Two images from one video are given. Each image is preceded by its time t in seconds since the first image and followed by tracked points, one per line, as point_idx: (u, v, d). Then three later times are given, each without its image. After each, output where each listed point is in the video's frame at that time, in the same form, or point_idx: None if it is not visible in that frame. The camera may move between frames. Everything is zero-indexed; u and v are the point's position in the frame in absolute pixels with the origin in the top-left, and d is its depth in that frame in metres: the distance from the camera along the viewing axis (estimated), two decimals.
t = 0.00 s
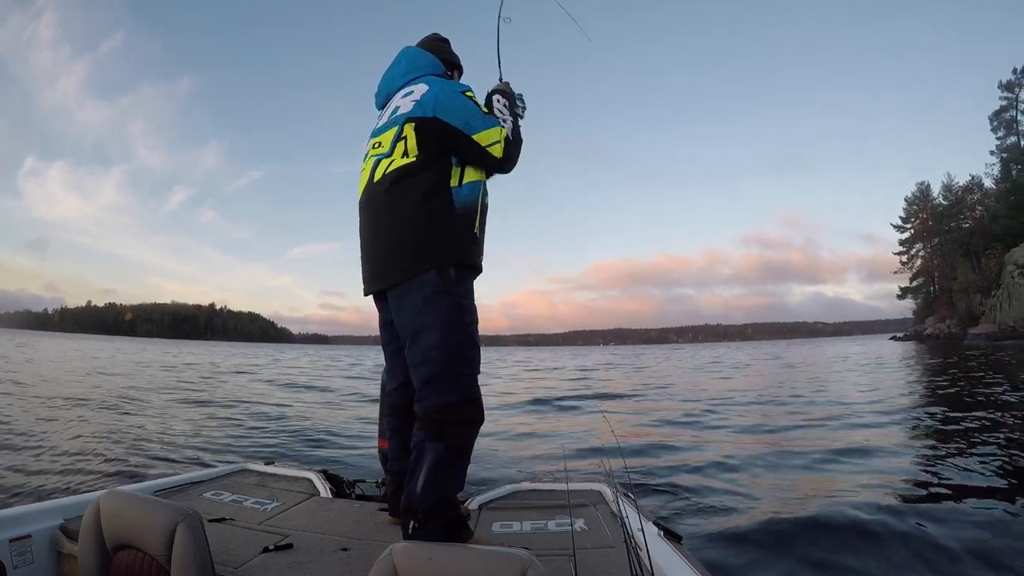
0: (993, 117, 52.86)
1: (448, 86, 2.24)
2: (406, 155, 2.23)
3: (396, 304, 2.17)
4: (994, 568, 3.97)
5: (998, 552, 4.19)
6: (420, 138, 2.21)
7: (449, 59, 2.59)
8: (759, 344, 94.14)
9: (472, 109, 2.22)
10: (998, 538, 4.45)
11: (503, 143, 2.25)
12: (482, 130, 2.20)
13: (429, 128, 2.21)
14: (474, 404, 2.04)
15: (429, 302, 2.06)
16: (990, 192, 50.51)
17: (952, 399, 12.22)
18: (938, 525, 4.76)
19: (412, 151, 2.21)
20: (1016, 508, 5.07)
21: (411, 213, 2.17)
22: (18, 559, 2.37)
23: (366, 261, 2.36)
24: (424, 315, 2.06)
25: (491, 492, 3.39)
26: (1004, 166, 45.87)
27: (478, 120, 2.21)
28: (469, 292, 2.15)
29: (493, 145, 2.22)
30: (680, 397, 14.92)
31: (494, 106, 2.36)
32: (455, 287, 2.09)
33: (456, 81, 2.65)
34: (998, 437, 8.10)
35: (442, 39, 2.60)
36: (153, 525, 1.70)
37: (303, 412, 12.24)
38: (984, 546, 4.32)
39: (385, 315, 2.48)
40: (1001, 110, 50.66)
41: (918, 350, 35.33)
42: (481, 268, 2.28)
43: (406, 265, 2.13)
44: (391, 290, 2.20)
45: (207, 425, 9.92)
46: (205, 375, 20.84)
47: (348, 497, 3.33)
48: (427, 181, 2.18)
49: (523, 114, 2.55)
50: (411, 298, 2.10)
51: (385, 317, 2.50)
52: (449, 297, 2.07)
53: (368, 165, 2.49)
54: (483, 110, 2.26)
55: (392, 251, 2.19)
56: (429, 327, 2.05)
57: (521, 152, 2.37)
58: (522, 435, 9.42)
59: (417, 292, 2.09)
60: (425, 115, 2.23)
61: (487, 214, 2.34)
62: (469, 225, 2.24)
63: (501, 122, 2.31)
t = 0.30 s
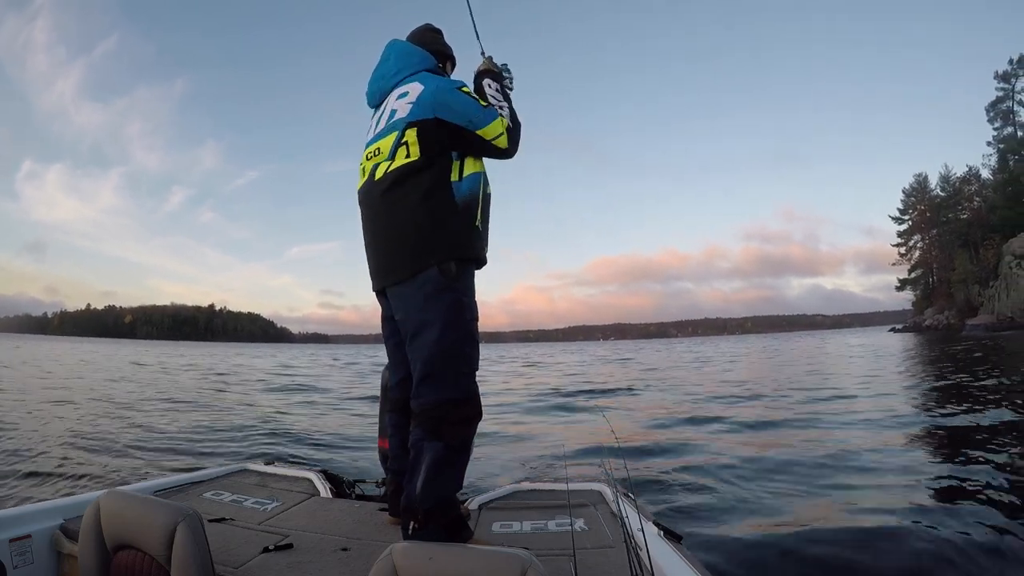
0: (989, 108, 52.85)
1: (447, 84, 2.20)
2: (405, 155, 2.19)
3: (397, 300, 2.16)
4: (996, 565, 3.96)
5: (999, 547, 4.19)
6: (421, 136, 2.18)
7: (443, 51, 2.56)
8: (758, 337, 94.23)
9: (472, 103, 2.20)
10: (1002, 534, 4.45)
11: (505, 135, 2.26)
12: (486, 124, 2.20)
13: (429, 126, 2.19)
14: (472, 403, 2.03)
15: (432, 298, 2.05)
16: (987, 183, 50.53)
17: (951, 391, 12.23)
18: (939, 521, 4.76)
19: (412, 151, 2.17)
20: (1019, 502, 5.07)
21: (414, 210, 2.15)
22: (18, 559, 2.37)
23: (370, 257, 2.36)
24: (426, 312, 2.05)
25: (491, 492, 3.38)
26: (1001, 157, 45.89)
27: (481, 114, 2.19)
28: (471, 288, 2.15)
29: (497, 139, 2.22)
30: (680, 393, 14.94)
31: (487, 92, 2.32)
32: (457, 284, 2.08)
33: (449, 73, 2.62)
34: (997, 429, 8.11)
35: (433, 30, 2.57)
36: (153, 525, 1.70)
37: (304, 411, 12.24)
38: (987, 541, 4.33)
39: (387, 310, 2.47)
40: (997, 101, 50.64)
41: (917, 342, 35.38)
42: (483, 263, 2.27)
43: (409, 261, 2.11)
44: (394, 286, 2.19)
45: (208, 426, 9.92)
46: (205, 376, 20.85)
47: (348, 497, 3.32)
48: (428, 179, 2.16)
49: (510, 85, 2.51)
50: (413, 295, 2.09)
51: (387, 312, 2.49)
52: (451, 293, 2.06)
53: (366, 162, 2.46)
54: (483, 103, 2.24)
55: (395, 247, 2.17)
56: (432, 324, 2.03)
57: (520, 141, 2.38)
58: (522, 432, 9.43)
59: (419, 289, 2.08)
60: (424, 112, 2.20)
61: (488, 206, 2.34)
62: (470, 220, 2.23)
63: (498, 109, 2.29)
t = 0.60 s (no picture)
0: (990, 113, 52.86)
1: (454, 85, 2.18)
2: (415, 159, 2.18)
3: (401, 295, 2.17)
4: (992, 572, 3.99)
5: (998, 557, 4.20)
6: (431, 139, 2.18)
7: (444, 47, 2.53)
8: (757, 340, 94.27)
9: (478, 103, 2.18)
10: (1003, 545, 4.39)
11: (514, 132, 2.27)
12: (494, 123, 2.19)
13: (438, 129, 2.18)
14: (473, 399, 2.05)
15: (436, 295, 2.06)
16: (987, 187, 50.57)
17: (950, 395, 12.24)
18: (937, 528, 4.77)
19: (423, 155, 2.17)
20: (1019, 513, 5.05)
21: (421, 209, 2.15)
22: (18, 559, 2.38)
23: (376, 255, 2.37)
24: (430, 309, 2.06)
25: (491, 492, 3.39)
26: (1001, 161, 45.94)
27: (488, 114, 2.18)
28: (474, 286, 2.16)
29: (506, 137, 2.23)
30: (679, 395, 14.96)
31: (489, 90, 2.30)
32: (461, 281, 2.09)
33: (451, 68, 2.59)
34: (996, 433, 8.11)
35: (434, 25, 2.53)
36: (153, 525, 1.71)
37: (304, 410, 12.26)
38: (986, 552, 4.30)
39: (390, 307, 2.47)
40: (998, 106, 50.66)
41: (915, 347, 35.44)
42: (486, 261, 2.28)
43: (414, 258, 2.12)
44: (398, 283, 2.20)
45: (208, 424, 9.94)
46: (205, 375, 20.87)
47: (348, 497, 3.33)
48: (437, 181, 2.17)
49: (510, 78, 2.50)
50: (417, 291, 2.10)
51: (390, 309, 2.50)
52: (455, 290, 2.07)
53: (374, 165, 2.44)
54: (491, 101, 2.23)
55: (401, 246, 2.18)
56: (435, 320, 2.04)
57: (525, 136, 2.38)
58: (522, 433, 9.44)
59: (423, 285, 2.09)
60: (432, 115, 2.19)
61: (492, 203, 2.35)
62: (475, 217, 2.23)
63: (503, 106, 2.28)
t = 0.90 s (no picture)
0: (992, 125, 52.99)
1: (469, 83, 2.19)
2: (430, 157, 2.19)
3: (410, 291, 2.17)
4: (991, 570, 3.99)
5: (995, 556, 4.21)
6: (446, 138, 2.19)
7: (450, 42, 2.48)
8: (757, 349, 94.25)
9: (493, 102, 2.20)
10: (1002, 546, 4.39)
11: (527, 131, 2.29)
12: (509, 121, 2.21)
13: (453, 129, 2.19)
14: (477, 399, 2.06)
15: (446, 291, 2.06)
16: (988, 200, 50.64)
17: (949, 405, 12.24)
18: (932, 531, 4.79)
19: (438, 154, 2.18)
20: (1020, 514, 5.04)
21: (433, 205, 2.16)
22: (18, 559, 2.39)
23: (385, 250, 2.36)
24: (440, 305, 2.05)
25: (491, 492, 3.41)
26: (1002, 174, 46.02)
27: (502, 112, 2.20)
28: (484, 284, 2.16)
29: (519, 135, 2.25)
30: (678, 401, 14.96)
31: (501, 84, 2.33)
32: (471, 278, 2.10)
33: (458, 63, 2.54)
34: (995, 444, 8.11)
35: (439, 19, 2.50)
36: (153, 525, 1.72)
37: (303, 411, 12.27)
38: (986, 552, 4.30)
39: (396, 301, 2.47)
40: (1000, 119, 50.79)
41: (914, 357, 35.43)
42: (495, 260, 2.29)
43: (425, 254, 2.12)
44: (407, 278, 2.20)
45: (207, 424, 9.95)
46: (204, 374, 20.90)
47: (348, 497, 3.34)
48: (450, 179, 2.17)
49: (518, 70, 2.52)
50: (427, 287, 2.10)
51: (396, 304, 2.49)
52: (466, 287, 2.07)
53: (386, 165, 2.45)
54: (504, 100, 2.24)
55: (411, 242, 2.18)
56: (445, 317, 2.04)
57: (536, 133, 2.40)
58: (521, 437, 9.45)
59: (434, 281, 2.09)
60: (447, 114, 2.19)
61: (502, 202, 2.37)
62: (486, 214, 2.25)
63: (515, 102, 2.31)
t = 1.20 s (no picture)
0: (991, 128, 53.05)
1: (470, 74, 2.16)
2: (428, 143, 2.18)
3: (410, 288, 2.15)
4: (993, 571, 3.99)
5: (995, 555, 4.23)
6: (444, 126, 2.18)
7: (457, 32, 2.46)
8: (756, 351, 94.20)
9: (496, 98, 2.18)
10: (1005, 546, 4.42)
11: (526, 135, 2.25)
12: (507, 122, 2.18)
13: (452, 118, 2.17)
14: (477, 398, 2.06)
15: (446, 290, 2.05)
16: (988, 202, 50.67)
17: (949, 407, 12.24)
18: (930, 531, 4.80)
19: (435, 139, 2.17)
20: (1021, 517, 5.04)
21: (434, 199, 2.14)
22: (18, 559, 2.39)
23: (385, 244, 2.35)
24: (440, 304, 2.05)
25: (492, 492, 3.41)
26: (1002, 176, 46.06)
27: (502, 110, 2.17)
28: (485, 281, 2.16)
29: (516, 138, 2.20)
30: (678, 403, 14.96)
31: (512, 91, 2.33)
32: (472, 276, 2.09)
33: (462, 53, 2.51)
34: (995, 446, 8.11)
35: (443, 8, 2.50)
36: (154, 525, 1.73)
37: (303, 412, 12.26)
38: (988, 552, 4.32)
39: (396, 299, 2.46)
40: (1000, 121, 50.85)
41: (914, 359, 35.45)
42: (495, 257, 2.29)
43: (425, 251, 2.11)
44: (408, 275, 2.19)
45: (206, 424, 9.94)
46: (204, 375, 20.92)
47: (348, 497, 3.35)
48: (450, 169, 2.15)
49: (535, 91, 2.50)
50: (428, 285, 2.09)
51: (395, 301, 2.48)
52: (467, 285, 2.06)
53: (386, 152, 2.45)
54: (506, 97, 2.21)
55: (411, 237, 2.16)
56: (445, 316, 2.03)
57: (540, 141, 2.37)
58: (520, 438, 9.44)
59: (434, 279, 2.08)
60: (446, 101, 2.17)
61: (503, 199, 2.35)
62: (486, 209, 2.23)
63: (522, 109, 2.31)
